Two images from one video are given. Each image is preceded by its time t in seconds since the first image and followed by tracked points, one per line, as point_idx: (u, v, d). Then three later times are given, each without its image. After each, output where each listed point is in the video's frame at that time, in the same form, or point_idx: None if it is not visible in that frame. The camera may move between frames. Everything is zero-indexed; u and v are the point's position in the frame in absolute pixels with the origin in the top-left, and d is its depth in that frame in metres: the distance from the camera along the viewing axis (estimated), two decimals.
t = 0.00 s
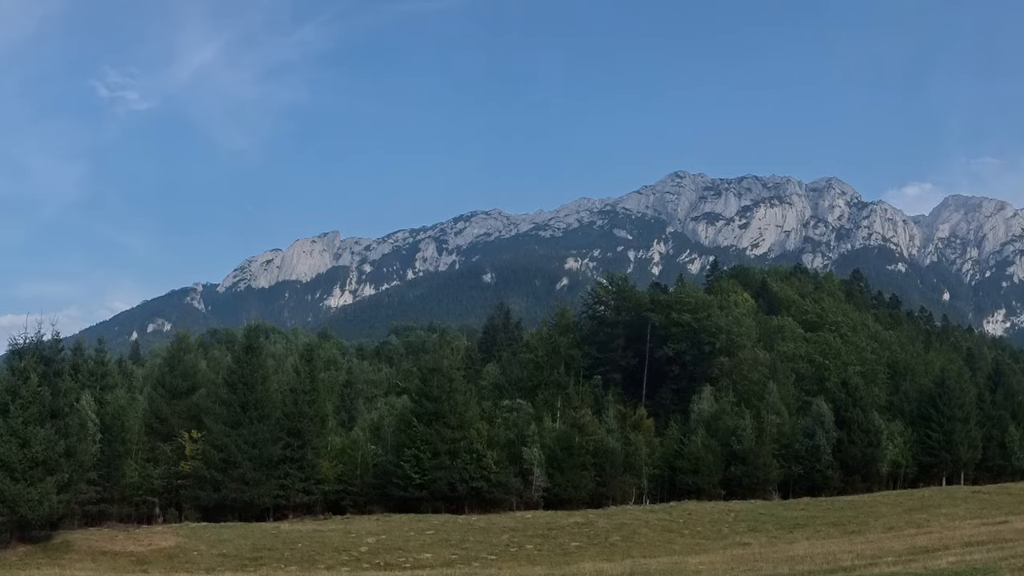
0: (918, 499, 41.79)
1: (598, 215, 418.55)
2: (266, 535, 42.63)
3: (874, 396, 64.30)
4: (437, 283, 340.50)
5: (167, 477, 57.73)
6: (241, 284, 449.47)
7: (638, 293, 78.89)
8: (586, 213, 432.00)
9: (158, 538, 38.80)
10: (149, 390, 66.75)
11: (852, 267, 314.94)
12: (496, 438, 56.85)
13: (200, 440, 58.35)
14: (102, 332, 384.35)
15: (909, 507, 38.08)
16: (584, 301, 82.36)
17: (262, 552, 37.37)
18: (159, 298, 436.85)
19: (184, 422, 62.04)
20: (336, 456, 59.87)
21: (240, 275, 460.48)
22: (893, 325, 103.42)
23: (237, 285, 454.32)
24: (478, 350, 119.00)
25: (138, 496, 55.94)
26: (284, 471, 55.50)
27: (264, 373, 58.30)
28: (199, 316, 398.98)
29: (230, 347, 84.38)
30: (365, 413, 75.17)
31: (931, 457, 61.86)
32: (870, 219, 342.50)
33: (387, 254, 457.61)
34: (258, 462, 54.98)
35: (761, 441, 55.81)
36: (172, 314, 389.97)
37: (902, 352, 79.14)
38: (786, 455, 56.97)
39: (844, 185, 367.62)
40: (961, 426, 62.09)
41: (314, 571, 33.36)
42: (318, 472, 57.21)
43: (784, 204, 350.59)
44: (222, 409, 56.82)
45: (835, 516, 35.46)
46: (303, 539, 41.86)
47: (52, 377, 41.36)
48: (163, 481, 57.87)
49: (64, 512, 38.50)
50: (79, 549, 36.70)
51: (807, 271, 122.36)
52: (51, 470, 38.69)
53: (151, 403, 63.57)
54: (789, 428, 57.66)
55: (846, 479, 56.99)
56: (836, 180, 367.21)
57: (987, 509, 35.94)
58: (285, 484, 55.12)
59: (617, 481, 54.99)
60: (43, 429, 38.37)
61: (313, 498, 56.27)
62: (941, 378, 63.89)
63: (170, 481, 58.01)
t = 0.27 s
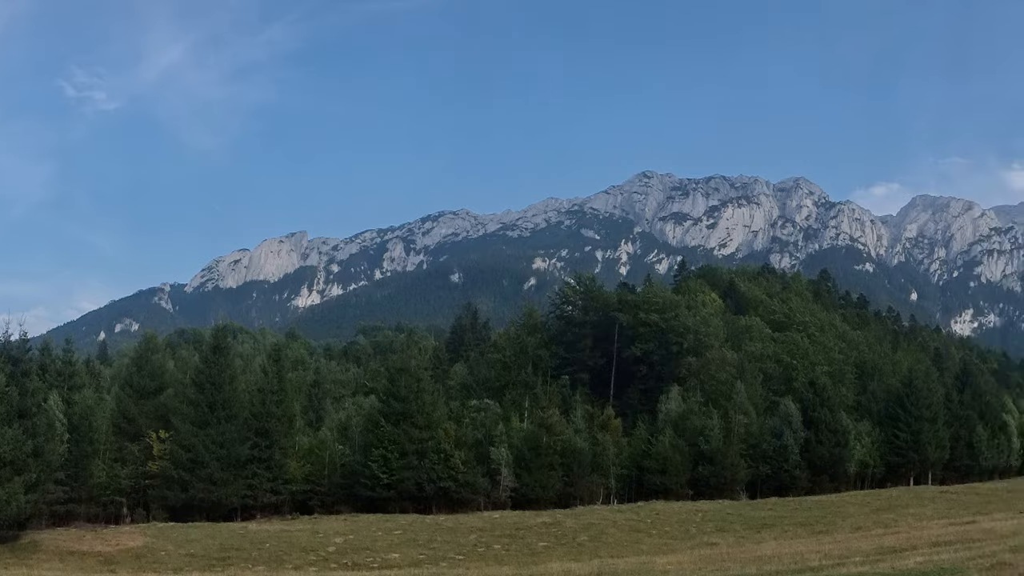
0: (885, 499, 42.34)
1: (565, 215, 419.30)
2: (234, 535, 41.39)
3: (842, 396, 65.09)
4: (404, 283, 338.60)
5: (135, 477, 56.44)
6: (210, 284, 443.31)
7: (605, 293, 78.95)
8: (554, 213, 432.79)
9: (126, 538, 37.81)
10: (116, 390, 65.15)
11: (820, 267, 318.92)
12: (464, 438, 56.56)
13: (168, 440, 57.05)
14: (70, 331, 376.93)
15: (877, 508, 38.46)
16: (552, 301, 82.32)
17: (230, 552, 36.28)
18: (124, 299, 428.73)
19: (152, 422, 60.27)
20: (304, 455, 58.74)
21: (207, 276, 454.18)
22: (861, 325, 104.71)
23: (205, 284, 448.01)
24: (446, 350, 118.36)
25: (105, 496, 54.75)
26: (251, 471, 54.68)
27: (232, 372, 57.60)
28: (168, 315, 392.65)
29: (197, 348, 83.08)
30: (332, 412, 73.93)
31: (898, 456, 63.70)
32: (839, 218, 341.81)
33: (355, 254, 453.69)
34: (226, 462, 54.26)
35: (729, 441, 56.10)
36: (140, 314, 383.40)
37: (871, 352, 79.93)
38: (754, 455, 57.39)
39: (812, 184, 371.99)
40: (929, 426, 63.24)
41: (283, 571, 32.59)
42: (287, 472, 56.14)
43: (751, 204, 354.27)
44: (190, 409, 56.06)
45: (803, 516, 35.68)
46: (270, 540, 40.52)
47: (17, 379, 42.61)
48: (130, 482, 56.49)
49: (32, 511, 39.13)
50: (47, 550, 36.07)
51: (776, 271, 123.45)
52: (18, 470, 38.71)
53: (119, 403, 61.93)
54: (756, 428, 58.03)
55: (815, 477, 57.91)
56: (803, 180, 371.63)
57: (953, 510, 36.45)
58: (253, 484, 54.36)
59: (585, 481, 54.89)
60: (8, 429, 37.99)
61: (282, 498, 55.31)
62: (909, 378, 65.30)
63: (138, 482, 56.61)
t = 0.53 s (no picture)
0: (854, 499, 42.83)
1: (534, 215, 419.87)
2: (202, 535, 39.66)
3: (811, 396, 66.01)
4: (373, 283, 336.15)
5: (104, 476, 55.17)
6: (178, 284, 436.24)
7: (574, 293, 78.84)
8: (523, 213, 433.09)
9: (94, 538, 36.63)
10: (84, 389, 64.07)
11: (788, 267, 324.23)
12: (432, 438, 56.11)
13: (137, 440, 56.03)
14: (39, 331, 368.51)
15: (845, 507, 38.90)
16: (520, 301, 82.01)
17: (199, 552, 34.90)
18: (92, 299, 420.34)
19: (121, 421, 59.01)
20: (273, 456, 57.84)
21: (176, 275, 447.03)
22: (828, 324, 106.06)
23: (174, 284, 440.95)
24: (415, 350, 117.65)
25: (75, 496, 54.26)
26: (221, 471, 53.94)
27: (201, 372, 56.70)
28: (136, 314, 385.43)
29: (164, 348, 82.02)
30: (300, 413, 73.20)
31: (868, 456, 63.95)
32: (806, 219, 355.03)
33: (323, 254, 449.22)
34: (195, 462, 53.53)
35: (698, 441, 56.44)
36: (109, 314, 376.08)
37: (838, 352, 81.53)
38: (723, 455, 57.66)
39: (780, 185, 377.21)
40: (898, 425, 64.57)
41: (253, 570, 31.64)
42: (256, 472, 55.51)
43: (720, 204, 358.27)
44: (158, 409, 55.11)
45: (771, 516, 35.93)
46: (239, 539, 38.62)
47: None
48: (100, 482, 55.25)
49: None
50: (13, 550, 34.72)
51: (745, 270, 124.62)
52: None
53: (87, 402, 60.86)
54: (725, 428, 58.39)
55: (785, 478, 58.20)
56: (772, 180, 376.66)
57: (921, 509, 37.04)
58: (222, 485, 53.64)
59: (554, 481, 54.68)
60: None
61: (251, 498, 54.75)
62: (878, 378, 66.29)
63: (108, 481, 55.35)
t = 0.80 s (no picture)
0: (824, 499, 43.26)
1: (504, 215, 419.66)
2: (172, 535, 38.15)
3: (781, 396, 66.72)
4: (344, 283, 333.36)
5: (75, 477, 54.72)
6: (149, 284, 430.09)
7: (544, 293, 78.76)
8: (493, 213, 432.59)
9: (63, 538, 35.35)
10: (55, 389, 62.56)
11: (758, 267, 327.91)
12: (403, 438, 55.55)
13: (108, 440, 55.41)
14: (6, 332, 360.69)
15: (815, 507, 39.21)
16: (490, 301, 81.70)
17: (168, 552, 33.59)
18: (61, 299, 412.53)
19: (91, 422, 57.93)
20: (244, 455, 56.84)
21: (147, 276, 440.90)
22: (799, 324, 107.14)
23: (144, 284, 434.86)
24: (385, 349, 116.71)
25: (46, 495, 54.22)
26: (191, 471, 53.48)
27: (172, 372, 56.41)
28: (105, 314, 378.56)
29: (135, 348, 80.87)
30: (271, 412, 72.40)
31: (838, 456, 64.60)
32: (777, 219, 360.00)
33: (294, 254, 444.21)
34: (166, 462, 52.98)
35: (668, 441, 56.67)
36: (79, 314, 368.65)
37: (808, 352, 82.65)
38: (693, 455, 57.97)
39: (750, 185, 381.13)
40: (868, 425, 65.35)
41: (225, 569, 30.69)
42: (227, 472, 54.88)
43: (690, 204, 361.07)
44: (128, 409, 54.64)
45: (742, 516, 36.07)
46: (209, 539, 37.06)
47: None
48: (71, 482, 54.85)
49: None
50: None
51: (717, 271, 125.47)
52: None
53: (58, 403, 60.09)
54: (695, 428, 58.82)
55: (754, 478, 58.62)
56: (742, 180, 380.39)
57: (891, 510, 37.46)
58: (193, 484, 53.20)
59: (524, 481, 54.46)
60: None
61: (221, 498, 54.17)
62: (848, 378, 67.07)
63: (79, 481, 54.88)
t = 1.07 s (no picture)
0: (796, 499, 43.62)
1: (476, 215, 419.06)
2: (143, 535, 37.02)
3: (753, 396, 67.26)
4: (316, 283, 330.29)
5: (46, 477, 53.73)
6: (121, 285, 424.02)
7: (516, 293, 78.59)
8: (465, 213, 431.64)
9: (35, 538, 34.38)
10: (26, 389, 61.48)
11: (730, 267, 331.08)
12: (375, 438, 54.88)
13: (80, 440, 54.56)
14: None
15: (787, 507, 39.50)
16: (462, 301, 81.59)
17: (140, 552, 32.54)
18: (32, 299, 405.13)
19: (63, 422, 56.91)
20: (215, 455, 55.83)
21: (119, 277, 434.88)
22: (770, 324, 108.11)
23: (116, 285, 428.67)
24: (356, 349, 115.68)
25: (16, 495, 52.77)
26: (163, 470, 52.76)
27: (143, 372, 55.70)
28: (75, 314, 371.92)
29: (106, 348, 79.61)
30: (243, 413, 71.22)
31: (810, 456, 65.20)
32: (748, 219, 364.39)
33: (265, 254, 438.99)
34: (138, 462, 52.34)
35: (639, 441, 56.79)
36: (50, 314, 361.46)
37: (779, 352, 83.56)
38: (665, 455, 58.17)
39: (721, 185, 384.86)
40: (839, 426, 66.09)
41: (197, 569, 29.92)
42: (198, 472, 53.84)
43: (661, 204, 363.59)
44: (100, 408, 53.92)
45: (713, 516, 36.22)
46: (180, 539, 35.80)
47: None
48: (43, 482, 53.85)
49: None
50: None
51: (688, 271, 126.29)
52: None
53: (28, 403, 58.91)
54: (667, 428, 59.05)
55: (726, 478, 58.91)
56: (713, 180, 383.87)
57: (863, 510, 37.86)
58: (165, 484, 52.45)
59: (496, 481, 54.15)
60: None
61: (193, 498, 53.26)
62: (820, 379, 67.71)
63: (50, 481, 53.90)
